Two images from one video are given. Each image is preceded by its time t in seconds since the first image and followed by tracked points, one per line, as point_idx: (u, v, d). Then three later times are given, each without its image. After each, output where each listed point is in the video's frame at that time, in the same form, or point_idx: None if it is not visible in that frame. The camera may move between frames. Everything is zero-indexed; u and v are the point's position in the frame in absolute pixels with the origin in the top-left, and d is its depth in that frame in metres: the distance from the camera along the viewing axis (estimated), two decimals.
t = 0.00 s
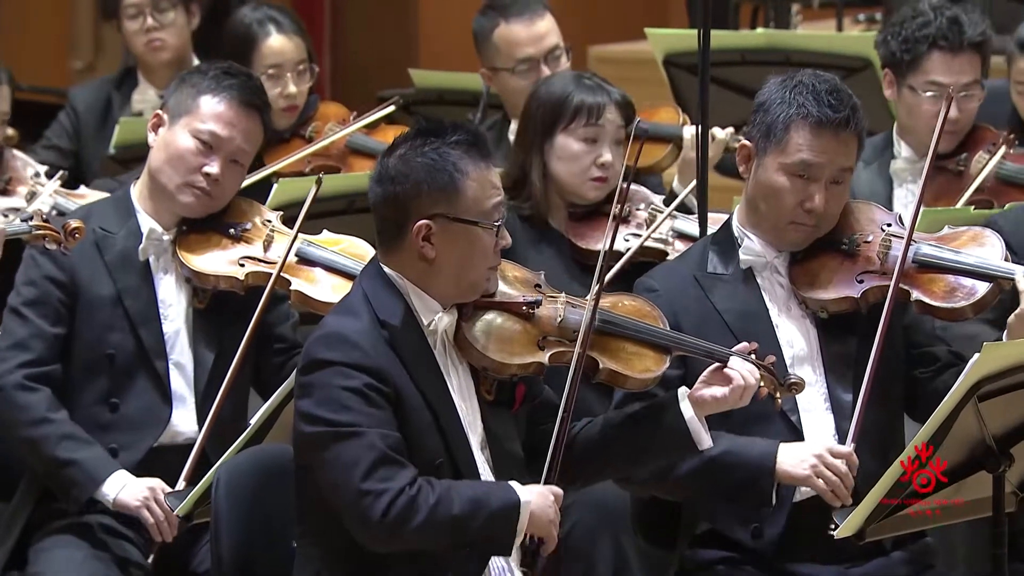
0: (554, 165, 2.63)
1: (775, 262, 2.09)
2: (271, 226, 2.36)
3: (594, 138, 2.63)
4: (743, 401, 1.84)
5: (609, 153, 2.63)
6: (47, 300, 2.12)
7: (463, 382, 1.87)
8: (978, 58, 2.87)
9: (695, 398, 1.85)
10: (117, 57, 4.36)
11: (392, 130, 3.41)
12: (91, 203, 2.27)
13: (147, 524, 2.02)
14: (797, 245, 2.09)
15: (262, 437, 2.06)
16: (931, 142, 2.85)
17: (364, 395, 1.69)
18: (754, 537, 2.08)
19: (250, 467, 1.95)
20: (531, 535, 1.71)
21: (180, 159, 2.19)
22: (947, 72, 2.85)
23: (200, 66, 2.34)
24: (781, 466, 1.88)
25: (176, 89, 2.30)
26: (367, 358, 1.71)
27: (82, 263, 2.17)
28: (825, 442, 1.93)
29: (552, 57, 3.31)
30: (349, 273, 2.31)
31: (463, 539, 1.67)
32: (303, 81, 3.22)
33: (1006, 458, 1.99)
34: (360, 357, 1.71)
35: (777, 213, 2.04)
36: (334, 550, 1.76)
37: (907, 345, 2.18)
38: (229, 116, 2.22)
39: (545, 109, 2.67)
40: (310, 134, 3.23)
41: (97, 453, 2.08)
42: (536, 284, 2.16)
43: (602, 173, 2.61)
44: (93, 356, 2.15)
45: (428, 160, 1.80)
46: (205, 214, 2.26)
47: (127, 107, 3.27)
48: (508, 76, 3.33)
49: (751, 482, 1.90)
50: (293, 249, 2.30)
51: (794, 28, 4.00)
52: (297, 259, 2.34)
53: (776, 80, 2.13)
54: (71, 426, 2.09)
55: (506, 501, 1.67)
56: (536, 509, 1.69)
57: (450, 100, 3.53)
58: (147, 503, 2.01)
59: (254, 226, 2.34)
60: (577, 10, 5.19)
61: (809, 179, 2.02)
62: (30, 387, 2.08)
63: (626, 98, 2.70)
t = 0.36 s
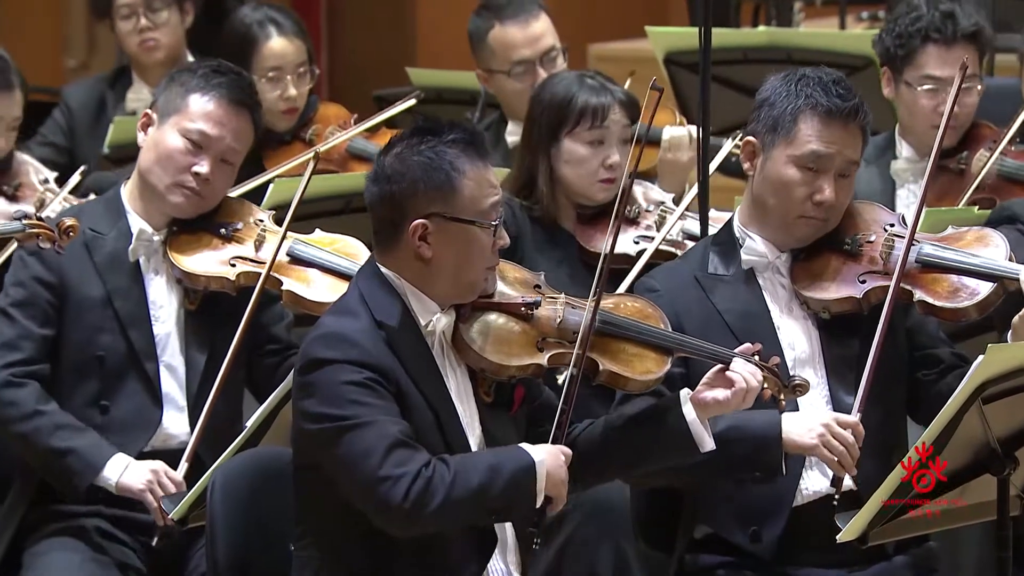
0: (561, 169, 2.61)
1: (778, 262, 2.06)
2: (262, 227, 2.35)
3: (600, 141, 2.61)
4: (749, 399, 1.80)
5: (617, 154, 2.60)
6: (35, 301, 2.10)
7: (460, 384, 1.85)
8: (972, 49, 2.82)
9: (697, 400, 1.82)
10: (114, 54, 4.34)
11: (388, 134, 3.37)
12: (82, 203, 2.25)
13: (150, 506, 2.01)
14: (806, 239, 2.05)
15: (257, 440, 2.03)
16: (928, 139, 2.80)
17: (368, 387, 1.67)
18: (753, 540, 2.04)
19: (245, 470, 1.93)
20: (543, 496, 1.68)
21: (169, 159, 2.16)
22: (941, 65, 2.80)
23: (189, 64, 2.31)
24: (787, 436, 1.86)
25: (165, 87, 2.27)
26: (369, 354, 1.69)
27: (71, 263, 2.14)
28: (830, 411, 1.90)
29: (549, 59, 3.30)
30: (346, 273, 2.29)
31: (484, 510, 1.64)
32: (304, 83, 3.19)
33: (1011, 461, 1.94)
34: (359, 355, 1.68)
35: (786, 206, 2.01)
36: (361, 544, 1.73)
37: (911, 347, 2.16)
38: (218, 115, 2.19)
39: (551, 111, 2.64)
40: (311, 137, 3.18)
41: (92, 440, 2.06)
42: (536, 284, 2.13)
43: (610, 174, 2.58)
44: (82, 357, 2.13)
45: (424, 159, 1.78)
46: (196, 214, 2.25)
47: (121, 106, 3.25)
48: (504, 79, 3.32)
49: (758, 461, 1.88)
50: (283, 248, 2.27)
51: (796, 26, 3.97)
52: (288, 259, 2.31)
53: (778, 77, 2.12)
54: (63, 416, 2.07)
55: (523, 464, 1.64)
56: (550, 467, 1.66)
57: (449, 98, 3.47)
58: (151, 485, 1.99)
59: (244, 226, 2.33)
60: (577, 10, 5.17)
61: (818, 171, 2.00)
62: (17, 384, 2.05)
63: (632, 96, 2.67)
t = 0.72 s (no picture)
0: (565, 175, 2.58)
1: (782, 263, 2.04)
2: (253, 226, 2.32)
3: (602, 146, 2.58)
4: (752, 398, 1.75)
5: (619, 159, 2.57)
6: (23, 303, 2.06)
7: (460, 387, 1.83)
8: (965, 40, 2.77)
9: (698, 401, 1.78)
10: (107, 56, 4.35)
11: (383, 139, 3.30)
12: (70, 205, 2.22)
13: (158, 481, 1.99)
14: (813, 237, 2.02)
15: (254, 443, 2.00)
16: (927, 135, 2.76)
17: (371, 384, 1.64)
18: (755, 544, 2.00)
19: (242, 473, 1.90)
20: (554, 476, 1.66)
21: (156, 159, 2.14)
22: (934, 58, 2.75)
23: (175, 62, 2.28)
24: (796, 421, 1.84)
25: (152, 86, 2.24)
26: (369, 352, 1.67)
27: (60, 264, 2.11)
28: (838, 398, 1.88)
29: (553, 60, 3.26)
30: (343, 274, 2.26)
31: (497, 499, 1.61)
32: (300, 87, 3.16)
33: (1016, 465, 1.92)
34: (359, 354, 1.66)
35: (793, 204, 1.98)
36: (375, 542, 1.70)
37: (917, 350, 2.13)
38: (204, 114, 2.17)
39: (553, 114, 2.61)
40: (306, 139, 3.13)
41: (92, 420, 2.02)
42: (536, 285, 2.09)
43: (613, 179, 2.55)
44: (71, 361, 2.09)
45: (421, 159, 1.76)
46: (185, 215, 2.23)
47: (115, 104, 3.22)
48: (505, 80, 3.28)
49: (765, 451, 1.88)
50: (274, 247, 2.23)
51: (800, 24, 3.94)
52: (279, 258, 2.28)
53: (780, 74, 2.09)
54: (58, 403, 2.03)
55: (533, 448, 1.62)
56: (560, 446, 1.64)
57: (447, 97, 3.47)
58: (159, 460, 1.97)
59: (235, 225, 2.30)
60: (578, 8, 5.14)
61: (825, 167, 1.97)
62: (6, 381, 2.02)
63: (632, 100, 2.62)
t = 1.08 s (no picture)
0: (560, 180, 2.57)
1: (787, 264, 2.01)
2: (246, 226, 2.29)
3: (596, 154, 2.53)
4: (754, 399, 1.70)
5: (615, 166, 2.54)
6: (13, 305, 2.02)
7: (458, 390, 1.80)
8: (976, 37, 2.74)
9: (699, 404, 1.75)
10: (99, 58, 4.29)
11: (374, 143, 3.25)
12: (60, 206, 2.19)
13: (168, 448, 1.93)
14: (820, 238, 1.99)
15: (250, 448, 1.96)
16: (937, 134, 2.73)
17: (371, 382, 1.61)
18: (761, 550, 1.96)
19: (239, 478, 1.88)
20: (562, 465, 1.64)
21: (145, 161, 2.11)
22: (945, 55, 2.73)
23: (163, 62, 2.25)
24: (806, 422, 1.81)
25: (140, 87, 2.21)
26: (369, 351, 1.63)
27: (51, 267, 2.08)
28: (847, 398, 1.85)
29: (567, 63, 3.22)
30: (338, 275, 2.23)
31: (504, 491, 1.59)
32: (289, 89, 3.12)
33: None
34: (358, 353, 1.63)
35: (798, 205, 1.94)
36: (380, 541, 1.66)
37: (923, 352, 2.10)
38: (194, 114, 2.13)
39: (549, 120, 2.57)
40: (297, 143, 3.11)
41: (92, 394, 1.97)
42: (537, 286, 2.05)
43: (607, 187, 2.54)
44: (61, 364, 2.06)
45: (419, 158, 1.72)
46: (176, 216, 2.20)
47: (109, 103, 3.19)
48: (518, 82, 3.23)
49: (767, 453, 1.84)
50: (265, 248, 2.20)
51: (803, 20, 3.91)
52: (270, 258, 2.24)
53: (784, 72, 2.06)
54: (57, 380, 1.98)
55: (537, 437, 1.60)
56: (565, 435, 1.62)
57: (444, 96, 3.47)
58: (171, 427, 1.91)
59: (227, 226, 2.28)
60: (579, 5, 5.11)
61: (830, 168, 1.94)
62: None
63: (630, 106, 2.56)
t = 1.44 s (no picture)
0: (549, 177, 2.54)
1: (791, 265, 1.98)
2: (240, 227, 2.25)
3: (586, 152, 2.50)
4: (757, 401, 1.67)
5: (606, 167, 2.51)
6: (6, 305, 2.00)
7: (458, 392, 1.78)
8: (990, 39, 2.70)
9: (701, 404, 1.72)
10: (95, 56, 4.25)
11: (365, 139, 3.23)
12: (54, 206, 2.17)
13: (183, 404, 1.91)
14: (824, 238, 1.96)
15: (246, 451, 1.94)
16: (947, 134, 2.68)
17: (369, 379, 1.59)
18: (764, 554, 1.93)
19: (236, 482, 1.85)
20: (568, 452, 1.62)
21: (137, 162, 2.08)
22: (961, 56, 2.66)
23: (156, 61, 2.23)
24: (812, 423, 1.77)
25: (133, 87, 2.19)
26: (368, 349, 1.61)
27: (45, 267, 2.06)
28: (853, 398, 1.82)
29: (584, 59, 3.20)
30: (335, 275, 2.20)
31: (510, 482, 1.56)
32: (272, 86, 3.02)
33: None
34: (356, 351, 1.60)
35: (802, 206, 1.92)
36: (380, 541, 1.63)
37: (929, 354, 2.07)
38: (186, 115, 2.11)
39: (541, 115, 2.55)
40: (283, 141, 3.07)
41: (103, 358, 1.93)
42: (537, 286, 2.03)
43: (597, 186, 2.51)
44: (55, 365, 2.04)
45: (415, 156, 1.70)
46: (169, 217, 2.17)
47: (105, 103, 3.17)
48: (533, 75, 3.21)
49: (772, 454, 1.81)
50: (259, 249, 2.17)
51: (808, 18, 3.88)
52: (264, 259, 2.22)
53: (788, 71, 2.03)
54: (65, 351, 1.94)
55: (541, 425, 1.58)
56: (570, 421, 1.60)
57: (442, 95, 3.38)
58: (190, 384, 1.88)
59: (222, 227, 2.24)
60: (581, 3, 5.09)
61: (835, 168, 1.91)
62: None
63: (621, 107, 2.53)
